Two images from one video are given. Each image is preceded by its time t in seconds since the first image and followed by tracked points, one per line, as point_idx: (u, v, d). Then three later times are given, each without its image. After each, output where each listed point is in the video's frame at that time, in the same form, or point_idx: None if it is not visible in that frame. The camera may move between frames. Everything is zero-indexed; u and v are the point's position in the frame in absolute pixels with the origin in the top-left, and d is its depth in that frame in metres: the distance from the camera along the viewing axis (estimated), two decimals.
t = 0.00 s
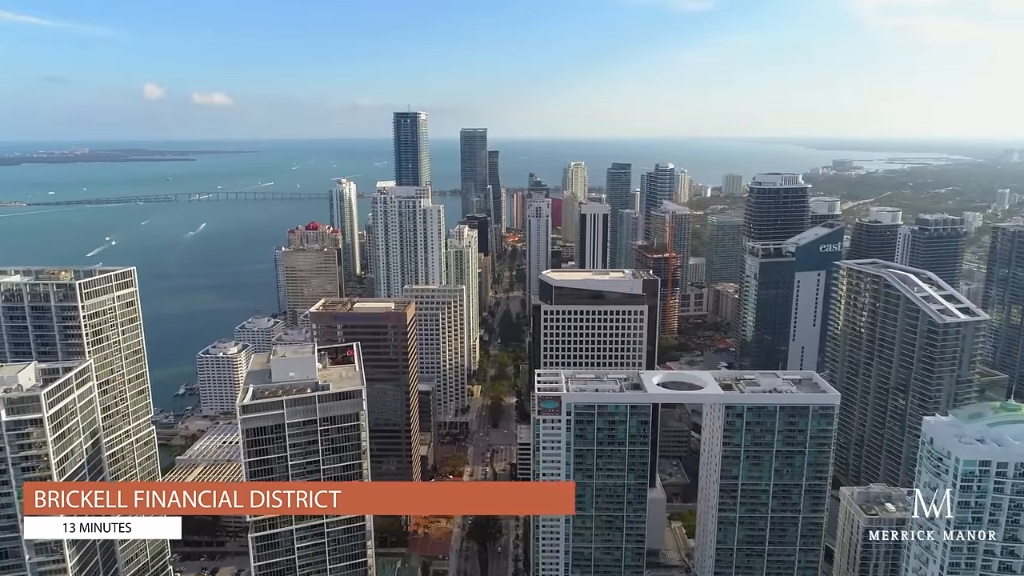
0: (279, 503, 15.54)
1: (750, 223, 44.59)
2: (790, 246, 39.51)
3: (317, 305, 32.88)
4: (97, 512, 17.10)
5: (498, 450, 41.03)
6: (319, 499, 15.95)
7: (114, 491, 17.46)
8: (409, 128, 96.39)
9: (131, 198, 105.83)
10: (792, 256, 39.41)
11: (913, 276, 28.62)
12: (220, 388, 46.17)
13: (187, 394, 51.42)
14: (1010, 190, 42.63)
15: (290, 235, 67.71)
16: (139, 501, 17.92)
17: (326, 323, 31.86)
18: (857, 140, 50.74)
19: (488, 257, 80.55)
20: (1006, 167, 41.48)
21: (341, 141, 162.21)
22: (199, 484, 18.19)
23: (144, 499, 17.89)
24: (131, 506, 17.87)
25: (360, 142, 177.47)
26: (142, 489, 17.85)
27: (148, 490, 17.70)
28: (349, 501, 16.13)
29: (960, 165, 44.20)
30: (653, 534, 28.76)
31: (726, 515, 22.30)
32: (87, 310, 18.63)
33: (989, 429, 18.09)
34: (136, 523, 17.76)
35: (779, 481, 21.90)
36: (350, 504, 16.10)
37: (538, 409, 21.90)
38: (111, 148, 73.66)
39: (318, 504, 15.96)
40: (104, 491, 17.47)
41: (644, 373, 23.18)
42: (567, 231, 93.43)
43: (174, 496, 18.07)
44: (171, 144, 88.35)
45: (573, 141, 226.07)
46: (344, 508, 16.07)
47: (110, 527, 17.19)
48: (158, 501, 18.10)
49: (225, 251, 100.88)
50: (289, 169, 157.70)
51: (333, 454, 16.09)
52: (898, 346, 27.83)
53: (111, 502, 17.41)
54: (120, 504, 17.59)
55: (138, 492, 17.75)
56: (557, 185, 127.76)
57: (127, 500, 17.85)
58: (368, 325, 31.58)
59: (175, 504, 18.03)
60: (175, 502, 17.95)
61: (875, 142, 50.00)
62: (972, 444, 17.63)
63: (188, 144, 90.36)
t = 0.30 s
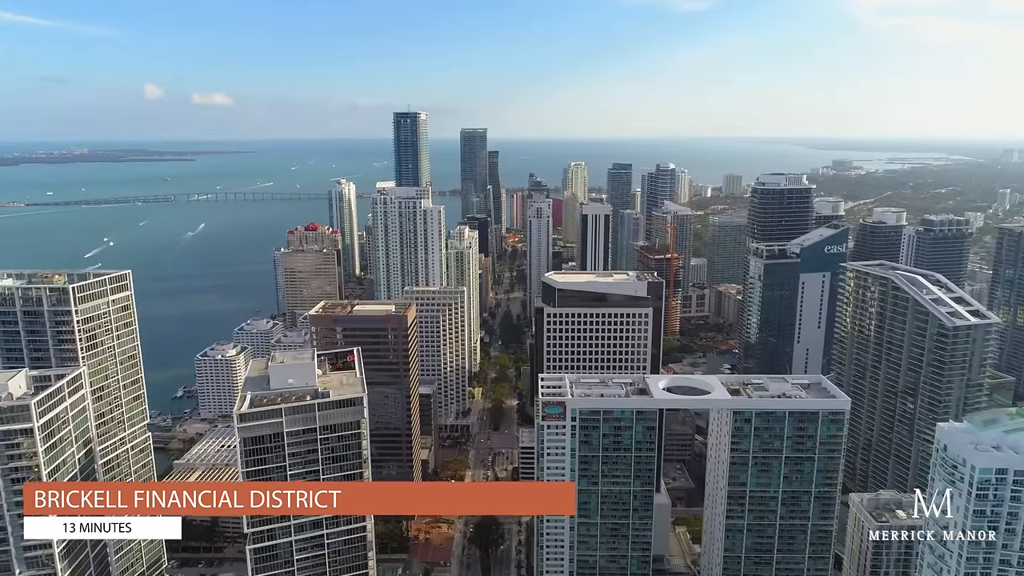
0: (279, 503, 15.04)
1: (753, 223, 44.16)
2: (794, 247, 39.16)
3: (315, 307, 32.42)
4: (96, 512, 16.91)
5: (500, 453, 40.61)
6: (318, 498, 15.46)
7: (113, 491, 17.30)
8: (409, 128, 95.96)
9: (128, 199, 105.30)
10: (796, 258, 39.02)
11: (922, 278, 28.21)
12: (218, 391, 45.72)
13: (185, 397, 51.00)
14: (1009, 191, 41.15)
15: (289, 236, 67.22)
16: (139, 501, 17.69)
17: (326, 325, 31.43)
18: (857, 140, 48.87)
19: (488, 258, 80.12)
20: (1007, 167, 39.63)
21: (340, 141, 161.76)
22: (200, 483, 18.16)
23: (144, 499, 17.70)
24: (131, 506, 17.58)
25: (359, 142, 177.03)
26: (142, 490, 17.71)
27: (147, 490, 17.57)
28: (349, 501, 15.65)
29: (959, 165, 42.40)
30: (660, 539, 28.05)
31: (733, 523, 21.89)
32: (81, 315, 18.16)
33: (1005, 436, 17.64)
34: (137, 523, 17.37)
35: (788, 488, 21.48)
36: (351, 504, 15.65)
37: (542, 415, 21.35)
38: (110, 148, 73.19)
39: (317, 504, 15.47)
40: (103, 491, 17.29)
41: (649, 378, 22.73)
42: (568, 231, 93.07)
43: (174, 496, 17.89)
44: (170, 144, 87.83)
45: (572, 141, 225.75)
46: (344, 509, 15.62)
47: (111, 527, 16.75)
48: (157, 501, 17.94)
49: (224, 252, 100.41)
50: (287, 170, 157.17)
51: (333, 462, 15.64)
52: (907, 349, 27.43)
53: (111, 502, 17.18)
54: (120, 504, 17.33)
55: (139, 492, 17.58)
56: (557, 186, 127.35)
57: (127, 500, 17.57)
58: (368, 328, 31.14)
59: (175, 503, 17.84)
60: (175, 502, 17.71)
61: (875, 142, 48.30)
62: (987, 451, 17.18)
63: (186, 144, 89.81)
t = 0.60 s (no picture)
0: (279, 504, 14.50)
1: (757, 224, 43.70)
2: (799, 248, 38.70)
3: (315, 310, 31.98)
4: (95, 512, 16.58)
5: (502, 456, 40.17)
6: (319, 499, 14.93)
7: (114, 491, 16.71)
8: (410, 129, 95.54)
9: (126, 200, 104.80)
10: (802, 258, 38.56)
11: (932, 280, 27.76)
12: (217, 394, 45.30)
13: (183, 400, 50.63)
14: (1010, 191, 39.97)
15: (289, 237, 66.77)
16: (139, 501, 17.19)
17: (326, 328, 31.02)
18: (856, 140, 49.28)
19: (489, 259, 79.65)
20: (1006, 167, 39.60)
21: (340, 142, 161.32)
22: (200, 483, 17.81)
23: (144, 499, 17.19)
24: (131, 506, 17.06)
25: (359, 143, 176.58)
26: (142, 490, 17.14)
27: (148, 490, 17.02)
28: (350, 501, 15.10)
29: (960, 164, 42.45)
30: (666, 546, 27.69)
31: (742, 530, 21.48)
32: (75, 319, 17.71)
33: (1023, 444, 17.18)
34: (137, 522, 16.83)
35: (798, 495, 21.06)
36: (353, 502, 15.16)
37: (547, 420, 20.96)
38: (109, 148, 72.68)
39: (318, 504, 14.93)
40: (103, 490, 16.73)
41: (656, 383, 22.28)
42: (568, 232, 92.63)
43: (174, 496, 17.51)
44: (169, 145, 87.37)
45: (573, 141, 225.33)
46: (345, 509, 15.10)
47: (110, 527, 16.46)
48: (157, 501, 17.43)
49: (223, 252, 99.95)
50: (287, 170, 156.71)
51: (334, 472, 15.21)
52: (916, 352, 26.97)
53: (111, 501, 16.70)
54: (120, 504, 16.78)
55: (139, 492, 17.05)
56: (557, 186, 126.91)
57: (126, 500, 17.01)
58: (368, 330, 30.71)
59: (176, 504, 17.46)
60: (177, 502, 17.30)
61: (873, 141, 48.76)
62: (1005, 459, 16.73)
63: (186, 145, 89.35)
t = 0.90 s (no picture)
0: (279, 504, 13.98)
1: (762, 224, 43.17)
2: (805, 250, 38.19)
3: (315, 313, 31.46)
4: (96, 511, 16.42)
5: (504, 460, 39.67)
6: (318, 498, 14.41)
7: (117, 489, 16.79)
8: (410, 128, 94.99)
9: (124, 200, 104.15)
10: (808, 260, 38.05)
11: (942, 282, 27.28)
12: (216, 397, 44.77)
13: (181, 404, 50.16)
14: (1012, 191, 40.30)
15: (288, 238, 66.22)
16: (138, 501, 17.30)
17: (325, 331, 30.48)
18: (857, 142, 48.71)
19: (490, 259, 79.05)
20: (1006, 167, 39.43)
21: (339, 142, 160.73)
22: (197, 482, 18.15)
23: (144, 499, 17.36)
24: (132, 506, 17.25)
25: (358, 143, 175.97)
26: (142, 489, 17.29)
27: (149, 490, 17.23)
28: (350, 500, 14.57)
29: (959, 164, 42.01)
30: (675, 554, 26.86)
31: (752, 540, 20.97)
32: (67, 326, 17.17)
33: None
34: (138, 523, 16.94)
35: (809, 504, 20.56)
36: (353, 501, 14.61)
37: (553, 427, 20.46)
38: (107, 148, 72.07)
39: (317, 504, 14.41)
40: (104, 489, 16.77)
41: (664, 388, 21.77)
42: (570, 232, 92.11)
43: (174, 496, 17.83)
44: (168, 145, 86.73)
45: (573, 142, 224.77)
46: (345, 509, 14.56)
47: (111, 527, 16.44)
48: (157, 501, 17.72)
49: (222, 253, 99.36)
50: (286, 171, 156.08)
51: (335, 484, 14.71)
52: (927, 356, 26.49)
53: (111, 501, 16.74)
54: (120, 503, 16.92)
55: (139, 492, 17.17)
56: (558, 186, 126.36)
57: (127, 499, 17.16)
58: (369, 334, 30.22)
59: (176, 503, 17.80)
60: (176, 502, 17.61)
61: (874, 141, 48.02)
62: None
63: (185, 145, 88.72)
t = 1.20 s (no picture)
0: (279, 505, 13.53)
1: (766, 224, 42.70)
2: (811, 251, 37.75)
3: (315, 316, 31.02)
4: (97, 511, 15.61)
5: (506, 464, 39.19)
6: (318, 498, 13.91)
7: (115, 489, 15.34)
8: (410, 128, 94.54)
9: (123, 202, 103.62)
10: (813, 261, 37.61)
11: (952, 284, 26.86)
12: (214, 400, 44.29)
13: (180, 407, 49.72)
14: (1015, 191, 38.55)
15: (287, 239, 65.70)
16: (140, 501, 15.78)
17: (325, 335, 30.05)
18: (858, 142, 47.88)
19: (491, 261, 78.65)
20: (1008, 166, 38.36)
21: (338, 142, 160.36)
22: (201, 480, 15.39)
23: (145, 499, 15.69)
24: (133, 506, 15.82)
25: (358, 143, 175.49)
26: (142, 489, 15.61)
27: (147, 490, 15.34)
28: (351, 501, 14.07)
29: (960, 164, 41.35)
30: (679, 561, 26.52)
31: (762, 549, 20.55)
32: (60, 332, 16.68)
33: None
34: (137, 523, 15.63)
35: (820, 512, 20.11)
36: (354, 502, 14.12)
37: (557, 433, 20.01)
38: (105, 148, 71.69)
39: (317, 504, 13.90)
40: (104, 489, 15.57)
41: (671, 394, 21.32)
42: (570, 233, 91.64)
43: (174, 496, 15.40)
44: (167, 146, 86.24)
45: (573, 142, 224.35)
46: (345, 509, 14.04)
47: (110, 527, 15.73)
48: (159, 501, 15.68)
49: (221, 254, 98.89)
50: (285, 171, 155.61)
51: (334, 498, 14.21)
52: (937, 359, 26.05)
53: (111, 502, 15.52)
54: (120, 504, 15.60)
55: (138, 492, 15.53)
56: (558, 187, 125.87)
57: (128, 500, 15.77)
58: (369, 337, 29.79)
59: (175, 505, 15.35)
60: (175, 503, 15.26)
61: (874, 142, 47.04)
62: None
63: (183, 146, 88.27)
